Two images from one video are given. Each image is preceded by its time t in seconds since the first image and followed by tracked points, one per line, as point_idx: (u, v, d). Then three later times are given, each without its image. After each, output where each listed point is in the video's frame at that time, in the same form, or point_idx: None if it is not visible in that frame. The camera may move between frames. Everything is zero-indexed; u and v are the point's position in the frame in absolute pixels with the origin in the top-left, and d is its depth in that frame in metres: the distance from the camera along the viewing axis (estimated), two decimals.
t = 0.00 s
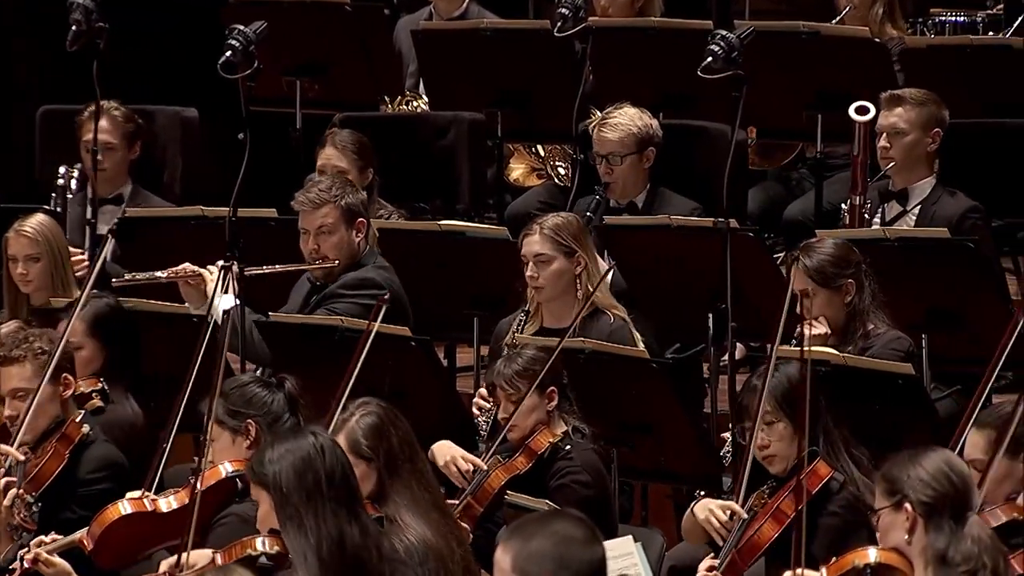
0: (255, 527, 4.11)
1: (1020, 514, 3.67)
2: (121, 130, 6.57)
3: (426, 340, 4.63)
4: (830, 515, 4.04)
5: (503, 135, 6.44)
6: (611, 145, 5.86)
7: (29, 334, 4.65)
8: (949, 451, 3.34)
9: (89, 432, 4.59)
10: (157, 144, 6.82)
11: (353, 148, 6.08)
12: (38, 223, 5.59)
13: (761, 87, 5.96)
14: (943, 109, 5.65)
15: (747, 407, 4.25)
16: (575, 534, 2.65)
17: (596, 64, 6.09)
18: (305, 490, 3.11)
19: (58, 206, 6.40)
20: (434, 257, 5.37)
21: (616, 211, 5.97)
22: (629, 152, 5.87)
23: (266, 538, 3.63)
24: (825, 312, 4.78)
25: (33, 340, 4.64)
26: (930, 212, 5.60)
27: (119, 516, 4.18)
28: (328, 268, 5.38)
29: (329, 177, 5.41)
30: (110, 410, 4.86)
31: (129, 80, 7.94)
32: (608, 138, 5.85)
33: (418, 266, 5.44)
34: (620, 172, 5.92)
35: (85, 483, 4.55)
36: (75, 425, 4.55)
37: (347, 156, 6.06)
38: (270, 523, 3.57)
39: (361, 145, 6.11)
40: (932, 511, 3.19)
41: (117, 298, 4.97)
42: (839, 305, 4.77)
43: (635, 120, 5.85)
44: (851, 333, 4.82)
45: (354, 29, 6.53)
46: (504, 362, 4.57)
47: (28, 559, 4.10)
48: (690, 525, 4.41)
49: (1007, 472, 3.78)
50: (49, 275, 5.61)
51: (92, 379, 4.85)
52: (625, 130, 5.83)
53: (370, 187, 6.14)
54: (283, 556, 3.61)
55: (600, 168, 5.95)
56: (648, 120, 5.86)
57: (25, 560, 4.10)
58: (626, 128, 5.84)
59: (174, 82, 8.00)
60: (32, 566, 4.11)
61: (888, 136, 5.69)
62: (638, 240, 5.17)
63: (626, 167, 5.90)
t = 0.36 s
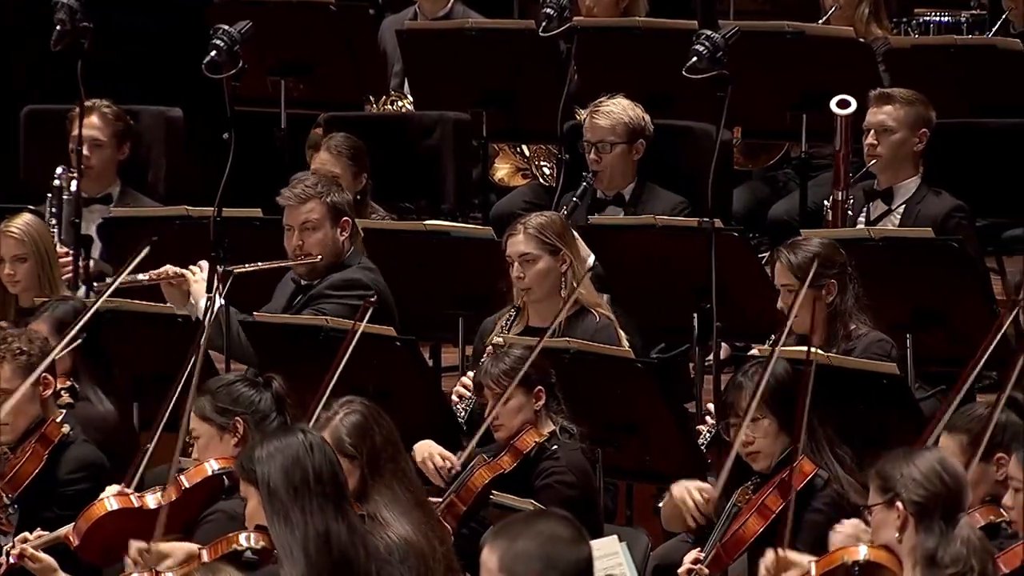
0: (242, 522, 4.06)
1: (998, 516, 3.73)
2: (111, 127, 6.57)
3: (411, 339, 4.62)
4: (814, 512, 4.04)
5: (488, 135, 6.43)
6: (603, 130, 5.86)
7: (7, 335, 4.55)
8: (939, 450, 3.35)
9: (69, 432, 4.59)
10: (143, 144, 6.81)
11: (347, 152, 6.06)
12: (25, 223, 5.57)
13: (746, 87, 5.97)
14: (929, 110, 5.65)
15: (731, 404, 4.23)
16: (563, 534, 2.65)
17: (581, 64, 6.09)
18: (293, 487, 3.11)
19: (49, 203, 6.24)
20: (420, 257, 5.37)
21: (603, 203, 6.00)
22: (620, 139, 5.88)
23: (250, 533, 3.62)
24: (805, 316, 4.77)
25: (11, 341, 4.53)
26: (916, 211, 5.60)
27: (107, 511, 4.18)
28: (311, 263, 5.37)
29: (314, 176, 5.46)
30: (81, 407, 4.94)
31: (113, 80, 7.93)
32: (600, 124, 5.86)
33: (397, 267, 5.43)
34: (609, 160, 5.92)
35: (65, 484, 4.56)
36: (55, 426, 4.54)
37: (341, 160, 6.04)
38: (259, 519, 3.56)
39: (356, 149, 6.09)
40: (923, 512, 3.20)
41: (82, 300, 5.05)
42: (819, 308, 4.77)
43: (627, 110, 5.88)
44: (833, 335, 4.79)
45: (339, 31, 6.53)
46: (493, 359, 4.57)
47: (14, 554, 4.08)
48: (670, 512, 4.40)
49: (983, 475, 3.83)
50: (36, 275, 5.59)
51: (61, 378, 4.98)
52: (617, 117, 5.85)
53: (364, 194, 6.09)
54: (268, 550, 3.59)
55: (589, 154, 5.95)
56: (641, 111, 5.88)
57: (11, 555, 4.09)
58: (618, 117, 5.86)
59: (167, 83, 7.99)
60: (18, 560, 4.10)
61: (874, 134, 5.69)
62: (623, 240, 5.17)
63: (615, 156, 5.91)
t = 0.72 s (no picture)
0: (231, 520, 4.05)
1: (982, 515, 3.76)
2: (95, 126, 6.55)
3: (398, 338, 4.62)
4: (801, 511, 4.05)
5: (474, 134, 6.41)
6: (592, 122, 5.86)
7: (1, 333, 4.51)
8: (928, 449, 3.36)
9: (60, 431, 4.58)
10: (130, 143, 6.80)
11: (331, 145, 6.05)
12: (14, 223, 5.56)
13: (733, 87, 5.97)
14: (916, 109, 5.67)
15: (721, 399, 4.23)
16: (556, 533, 2.65)
17: (569, 64, 6.10)
18: (279, 484, 3.11)
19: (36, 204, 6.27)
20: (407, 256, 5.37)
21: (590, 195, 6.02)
22: (608, 132, 5.88)
23: (235, 530, 3.62)
24: (789, 313, 4.79)
25: (5, 339, 4.50)
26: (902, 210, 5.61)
27: (95, 508, 4.18)
28: (285, 249, 5.45)
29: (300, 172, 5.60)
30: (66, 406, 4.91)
31: (107, 79, 7.91)
32: (590, 116, 5.86)
33: (396, 266, 5.40)
34: (597, 152, 5.91)
35: (57, 483, 4.55)
36: (47, 424, 4.54)
37: (326, 153, 6.03)
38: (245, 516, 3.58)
39: (339, 142, 6.08)
40: (910, 511, 3.21)
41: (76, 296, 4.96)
42: (804, 305, 4.78)
43: (618, 104, 5.88)
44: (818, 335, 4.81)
45: (325, 31, 6.53)
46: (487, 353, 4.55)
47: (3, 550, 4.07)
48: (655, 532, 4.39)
49: (965, 472, 3.85)
50: (25, 275, 5.58)
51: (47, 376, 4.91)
52: (608, 110, 5.85)
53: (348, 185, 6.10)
54: (253, 547, 3.59)
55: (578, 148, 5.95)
56: (631, 106, 5.87)
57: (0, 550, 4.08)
58: (608, 110, 5.86)
59: (154, 83, 7.96)
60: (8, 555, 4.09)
61: (861, 133, 5.70)
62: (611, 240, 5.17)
63: (603, 149, 5.91)
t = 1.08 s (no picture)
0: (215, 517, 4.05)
1: (972, 512, 3.74)
2: (74, 124, 6.54)
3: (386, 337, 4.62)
4: (787, 510, 4.06)
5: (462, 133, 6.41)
6: (578, 124, 5.87)
7: None
8: (915, 448, 3.37)
9: (48, 431, 4.57)
10: (115, 142, 6.80)
11: (319, 143, 6.04)
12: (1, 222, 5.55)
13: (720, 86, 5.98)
14: (899, 108, 5.70)
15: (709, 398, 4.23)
16: (543, 532, 2.65)
17: (556, 63, 6.10)
18: (267, 481, 3.11)
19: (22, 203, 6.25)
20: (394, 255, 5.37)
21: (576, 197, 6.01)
22: (594, 135, 5.89)
23: (222, 527, 3.62)
24: (774, 313, 4.81)
25: None
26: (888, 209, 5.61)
27: (79, 502, 4.17)
28: (271, 265, 5.45)
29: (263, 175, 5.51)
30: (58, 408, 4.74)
31: (96, 79, 7.87)
32: (575, 119, 5.87)
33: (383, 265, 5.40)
34: (584, 155, 5.92)
35: (42, 483, 4.55)
36: (34, 423, 4.52)
37: (313, 150, 6.01)
38: (233, 512, 3.58)
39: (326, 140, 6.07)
40: (895, 510, 3.23)
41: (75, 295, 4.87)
42: (788, 305, 4.80)
43: (603, 106, 5.88)
44: (804, 335, 4.81)
45: (311, 27, 6.57)
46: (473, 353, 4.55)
47: None
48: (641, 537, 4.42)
49: (957, 470, 3.85)
50: (11, 274, 5.57)
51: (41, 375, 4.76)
52: (593, 112, 5.85)
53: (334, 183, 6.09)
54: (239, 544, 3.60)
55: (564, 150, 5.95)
56: (616, 108, 5.89)
57: None
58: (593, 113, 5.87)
59: (142, 82, 7.91)
60: None
61: (847, 134, 5.70)
62: (598, 239, 5.17)
63: (589, 152, 5.92)
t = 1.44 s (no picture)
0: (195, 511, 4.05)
1: (962, 507, 3.75)
2: (53, 124, 6.52)
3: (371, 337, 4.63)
4: (772, 507, 4.06)
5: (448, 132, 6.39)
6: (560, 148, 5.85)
7: None
8: (903, 446, 3.38)
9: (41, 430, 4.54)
10: (99, 140, 6.79)
11: (303, 147, 6.00)
12: None
13: (707, 84, 5.99)
14: (882, 106, 5.72)
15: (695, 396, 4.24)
16: (527, 531, 2.66)
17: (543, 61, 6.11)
18: (254, 479, 3.10)
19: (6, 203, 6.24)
20: (381, 254, 5.37)
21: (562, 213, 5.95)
22: (577, 157, 5.87)
23: (208, 524, 3.60)
24: (760, 315, 4.83)
25: None
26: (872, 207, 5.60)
27: (60, 492, 4.17)
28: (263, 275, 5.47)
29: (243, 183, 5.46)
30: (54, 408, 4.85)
31: (80, 79, 7.71)
32: (557, 141, 5.85)
33: (369, 264, 5.40)
34: (569, 176, 5.91)
35: (33, 481, 4.51)
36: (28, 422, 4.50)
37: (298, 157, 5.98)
38: (219, 509, 3.57)
39: (312, 144, 6.03)
40: (880, 509, 3.23)
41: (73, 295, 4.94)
42: (772, 305, 4.81)
43: (584, 125, 5.86)
44: (789, 334, 4.83)
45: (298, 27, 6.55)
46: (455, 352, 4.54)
47: None
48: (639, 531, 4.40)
49: (952, 466, 3.88)
50: None
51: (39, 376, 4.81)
52: (576, 135, 5.83)
53: (320, 185, 6.08)
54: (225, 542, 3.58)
55: (548, 172, 5.95)
56: (597, 126, 5.87)
57: None
58: (575, 134, 5.84)
59: (128, 83, 7.77)
60: None
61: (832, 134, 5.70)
62: (585, 238, 5.17)
63: (573, 173, 5.90)
